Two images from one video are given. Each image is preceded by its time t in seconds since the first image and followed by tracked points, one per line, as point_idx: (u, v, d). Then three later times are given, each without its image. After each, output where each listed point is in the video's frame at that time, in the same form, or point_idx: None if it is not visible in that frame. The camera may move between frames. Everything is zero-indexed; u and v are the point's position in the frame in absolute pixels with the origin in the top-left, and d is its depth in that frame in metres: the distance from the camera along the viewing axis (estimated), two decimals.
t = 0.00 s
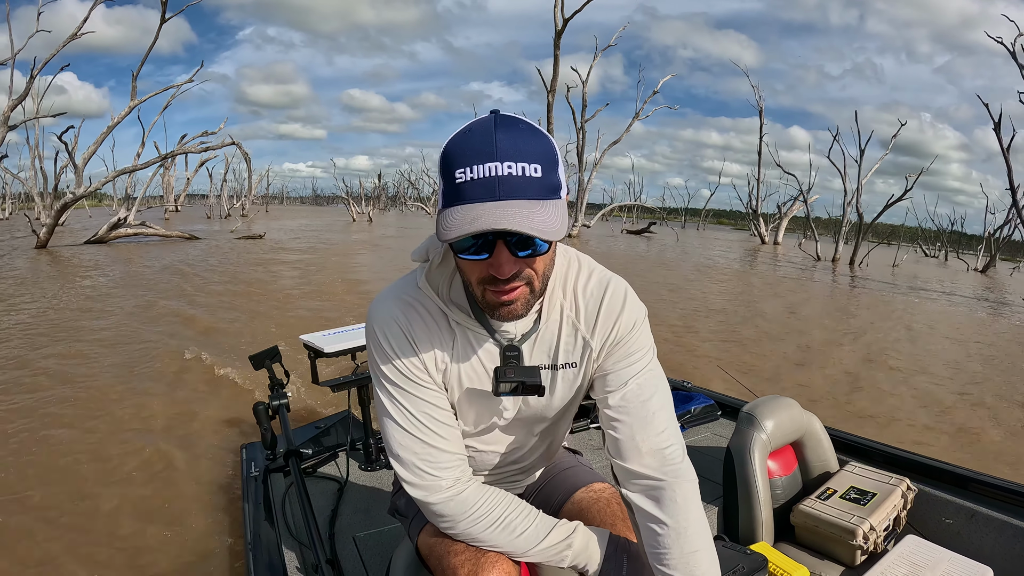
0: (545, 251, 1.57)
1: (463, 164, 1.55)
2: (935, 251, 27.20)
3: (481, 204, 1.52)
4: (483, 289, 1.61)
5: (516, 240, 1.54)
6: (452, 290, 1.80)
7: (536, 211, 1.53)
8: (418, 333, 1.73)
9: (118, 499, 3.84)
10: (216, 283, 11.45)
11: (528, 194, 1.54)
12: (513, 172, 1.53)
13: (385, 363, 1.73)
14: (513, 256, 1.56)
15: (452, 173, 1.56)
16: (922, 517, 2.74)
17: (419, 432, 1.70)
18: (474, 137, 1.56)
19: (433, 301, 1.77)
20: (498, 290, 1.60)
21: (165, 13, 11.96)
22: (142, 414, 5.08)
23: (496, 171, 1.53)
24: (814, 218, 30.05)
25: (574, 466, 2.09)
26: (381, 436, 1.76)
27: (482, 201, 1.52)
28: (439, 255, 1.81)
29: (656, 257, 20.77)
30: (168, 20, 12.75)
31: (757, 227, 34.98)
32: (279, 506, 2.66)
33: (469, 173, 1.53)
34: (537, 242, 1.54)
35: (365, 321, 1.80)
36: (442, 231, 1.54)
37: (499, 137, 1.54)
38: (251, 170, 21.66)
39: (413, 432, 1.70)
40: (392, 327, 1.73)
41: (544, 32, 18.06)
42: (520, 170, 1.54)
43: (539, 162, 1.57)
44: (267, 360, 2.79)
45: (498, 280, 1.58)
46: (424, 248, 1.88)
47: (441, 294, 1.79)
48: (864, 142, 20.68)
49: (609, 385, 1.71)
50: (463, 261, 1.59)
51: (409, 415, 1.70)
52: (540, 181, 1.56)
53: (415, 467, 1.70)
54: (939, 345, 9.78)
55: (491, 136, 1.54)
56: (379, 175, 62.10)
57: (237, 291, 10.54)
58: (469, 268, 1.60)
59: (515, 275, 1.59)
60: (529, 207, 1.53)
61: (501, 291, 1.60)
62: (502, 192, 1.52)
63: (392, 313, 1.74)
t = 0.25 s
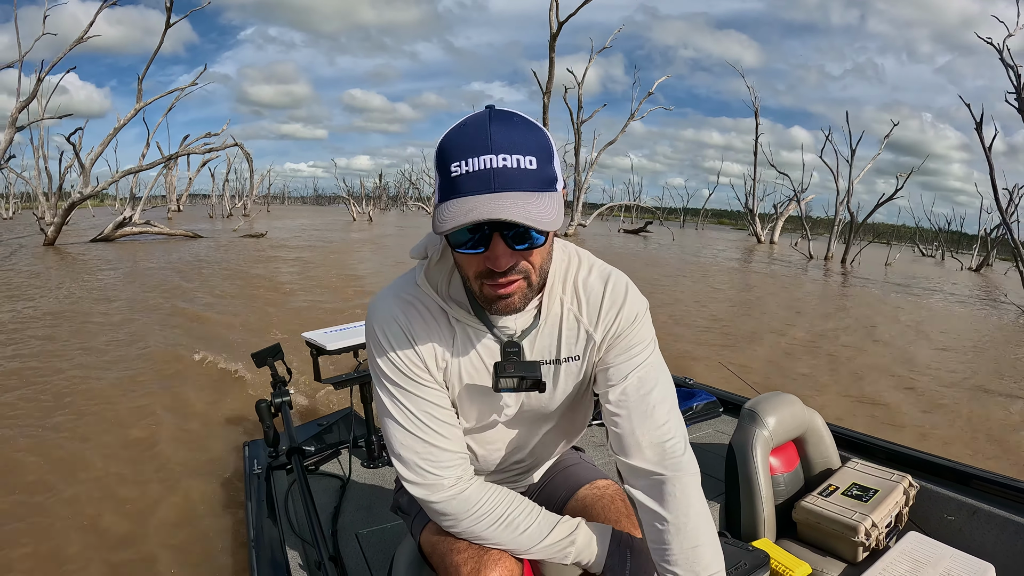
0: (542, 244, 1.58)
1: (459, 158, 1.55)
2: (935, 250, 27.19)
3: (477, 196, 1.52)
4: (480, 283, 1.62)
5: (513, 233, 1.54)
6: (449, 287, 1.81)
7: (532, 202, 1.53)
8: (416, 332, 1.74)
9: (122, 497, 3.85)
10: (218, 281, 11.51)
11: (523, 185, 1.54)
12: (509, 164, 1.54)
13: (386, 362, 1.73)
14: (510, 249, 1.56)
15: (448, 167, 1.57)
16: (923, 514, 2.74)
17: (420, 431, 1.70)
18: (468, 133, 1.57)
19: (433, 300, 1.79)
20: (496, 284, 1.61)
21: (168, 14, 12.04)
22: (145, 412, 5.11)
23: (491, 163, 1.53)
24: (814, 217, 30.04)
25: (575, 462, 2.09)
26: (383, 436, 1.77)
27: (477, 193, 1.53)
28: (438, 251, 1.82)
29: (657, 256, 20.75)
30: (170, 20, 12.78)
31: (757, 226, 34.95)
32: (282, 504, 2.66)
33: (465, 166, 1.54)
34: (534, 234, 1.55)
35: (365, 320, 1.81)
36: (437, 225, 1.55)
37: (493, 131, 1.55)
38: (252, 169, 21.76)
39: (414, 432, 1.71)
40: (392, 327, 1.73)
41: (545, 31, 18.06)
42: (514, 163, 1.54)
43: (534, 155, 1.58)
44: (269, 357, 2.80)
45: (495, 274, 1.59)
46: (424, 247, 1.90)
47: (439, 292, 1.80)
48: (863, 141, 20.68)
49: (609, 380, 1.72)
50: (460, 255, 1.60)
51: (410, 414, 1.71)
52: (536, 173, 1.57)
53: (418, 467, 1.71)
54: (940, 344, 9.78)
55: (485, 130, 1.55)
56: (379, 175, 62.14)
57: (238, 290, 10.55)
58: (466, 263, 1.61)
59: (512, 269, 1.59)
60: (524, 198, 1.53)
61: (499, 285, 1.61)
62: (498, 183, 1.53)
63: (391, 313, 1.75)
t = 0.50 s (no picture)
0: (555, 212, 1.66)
1: (473, 130, 1.58)
2: (936, 250, 27.13)
3: (494, 162, 1.55)
4: (494, 257, 1.64)
5: (529, 201, 1.61)
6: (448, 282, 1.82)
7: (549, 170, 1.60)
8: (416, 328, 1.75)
9: (125, 495, 3.86)
10: (220, 280, 11.56)
11: (539, 154, 1.58)
12: (525, 135, 1.57)
13: (387, 362, 1.74)
14: (525, 218, 1.62)
15: (461, 139, 1.59)
16: (926, 511, 2.74)
17: (423, 430, 1.70)
18: (481, 109, 1.63)
19: (434, 297, 1.79)
20: (510, 255, 1.64)
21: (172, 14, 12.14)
22: (148, 410, 5.12)
23: (507, 132, 1.56)
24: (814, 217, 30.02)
25: (581, 461, 2.08)
26: (386, 435, 1.77)
27: (494, 159, 1.55)
28: (440, 248, 1.85)
29: (657, 255, 20.74)
30: (170, 20, 12.78)
31: (757, 226, 34.94)
32: (284, 502, 2.67)
33: (479, 137, 1.57)
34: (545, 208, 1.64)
35: (366, 319, 1.81)
36: (455, 184, 1.57)
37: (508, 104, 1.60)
38: (254, 169, 21.86)
39: (416, 430, 1.71)
40: (392, 326, 1.74)
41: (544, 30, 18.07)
42: (529, 134, 1.58)
43: (545, 129, 1.63)
44: (272, 356, 2.80)
45: (510, 243, 1.62)
46: (426, 246, 1.91)
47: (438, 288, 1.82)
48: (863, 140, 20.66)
49: (609, 380, 1.72)
50: (474, 226, 1.63)
51: (412, 413, 1.71)
52: (548, 147, 1.61)
53: (421, 466, 1.71)
54: (940, 343, 9.77)
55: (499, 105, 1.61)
56: (379, 175, 62.17)
57: (238, 289, 10.56)
58: (479, 233, 1.63)
59: (526, 239, 1.63)
60: (540, 168, 1.57)
61: (513, 257, 1.64)
62: (514, 152, 1.55)
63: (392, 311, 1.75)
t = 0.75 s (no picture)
0: (563, 203, 1.70)
1: (486, 120, 1.63)
2: (935, 249, 27.13)
3: (511, 144, 1.59)
4: (504, 245, 1.64)
5: (540, 189, 1.64)
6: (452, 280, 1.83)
7: (562, 159, 1.65)
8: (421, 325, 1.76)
9: (127, 495, 3.87)
10: (221, 279, 11.58)
11: (552, 142, 1.63)
12: (537, 125, 1.62)
13: (387, 360, 1.74)
14: (537, 205, 1.64)
15: (474, 128, 1.64)
16: (928, 511, 2.74)
17: (421, 431, 1.70)
18: (494, 104, 1.68)
19: (435, 296, 1.79)
20: (522, 244, 1.63)
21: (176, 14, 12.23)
22: (149, 410, 5.13)
23: (521, 122, 1.61)
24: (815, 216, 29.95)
25: (590, 463, 2.08)
26: (385, 435, 1.77)
27: (511, 142, 1.59)
28: (440, 248, 1.86)
29: (658, 254, 20.71)
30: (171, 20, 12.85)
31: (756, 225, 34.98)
32: (287, 503, 2.67)
33: (493, 126, 1.61)
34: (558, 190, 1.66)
35: (368, 317, 1.82)
36: (470, 167, 1.59)
37: (521, 97, 1.67)
38: (255, 169, 21.94)
39: (415, 430, 1.71)
40: (392, 325, 1.73)
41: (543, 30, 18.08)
42: (541, 125, 1.63)
43: (556, 125, 1.70)
44: (274, 357, 2.80)
45: (522, 230, 1.62)
46: (426, 247, 1.92)
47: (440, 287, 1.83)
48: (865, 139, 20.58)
49: (611, 380, 1.72)
50: (484, 214, 1.64)
51: (411, 413, 1.71)
52: (558, 140, 1.66)
53: (419, 468, 1.71)
54: (943, 342, 9.75)
55: (511, 100, 1.67)
56: (380, 174, 62.17)
57: (239, 289, 10.56)
58: (490, 221, 1.64)
59: (538, 226, 1.64)
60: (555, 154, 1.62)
61: (524, 246, 1.64)
62: (529, 139, 1.60)
63: (393, 308, 1.76)
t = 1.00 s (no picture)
0: (565, 204, 1.70)
1: (486, 123, 1.63)
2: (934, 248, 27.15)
3: (513, 147, 1.58)
4: (507, 247, 1.63)
5: (542, 191, 1.64)
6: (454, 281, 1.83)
7: (563, 160, 1.65)
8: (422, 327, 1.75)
9: (127, 497, 3.86)
10: (222, 280, 11.61)
11: (553, 145, 1.63)
12: (537, 127, 1.62)
13: (388, 364, 1.73)
14: (539, 207, 1.63)
15: (474, 131, 1.63)
16: (931, 514, 2.73)
17: (423, 435, 1.70)
18: (493, 106, 1.67)
19: (436, 300, 1.79)
20: (525, 246, 1.63)
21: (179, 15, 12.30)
22: (150, 412, 5.12)
23: (522, 124, 1.61)
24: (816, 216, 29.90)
25: (595, 467, 2.08)
26: (386, 439, 1.77)
27: (513, 144, 1.59)
28: (441, 251, 1.86)
29: (659, 255, 20.68)
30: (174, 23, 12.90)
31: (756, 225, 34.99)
32: (288, 505, 2.67)
33: (494, 129, 1.61)
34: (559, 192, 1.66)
35: (370, 320, 1.81)
36: (472, 171, 1.58)
37: (520, 100, 1.66)
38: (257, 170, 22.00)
39: (417, 433, 1.70)
40: (392, 329, 1.73)
41: (544, 31, 18.08)
42: (542, 127, 1.63)
43: (556, 127, 1.70)
44: (275, 359, 2.79)
45: (525, 232, 1.62)
46: (427, 251, 1.91)
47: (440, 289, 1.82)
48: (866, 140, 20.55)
49: (614, 383, 1.71)
50: (485, 217, 1.63)
51: (413, 417, 1.71)
52: (557, 142, 1.66)
53: (421, 471, 1.70)
54: (945, 342, 9.72)
55: (511, 102, 1.67)
56: (381, 174, 62.07)
57: (241, 290, 10.59)
58: (492, 223, 1.63)
59: (541, 228, 1.63)
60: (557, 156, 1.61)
61: (527, 248, 1.63)
62: (530, 141, 1.59)
63: (393, 312, 1.75)
